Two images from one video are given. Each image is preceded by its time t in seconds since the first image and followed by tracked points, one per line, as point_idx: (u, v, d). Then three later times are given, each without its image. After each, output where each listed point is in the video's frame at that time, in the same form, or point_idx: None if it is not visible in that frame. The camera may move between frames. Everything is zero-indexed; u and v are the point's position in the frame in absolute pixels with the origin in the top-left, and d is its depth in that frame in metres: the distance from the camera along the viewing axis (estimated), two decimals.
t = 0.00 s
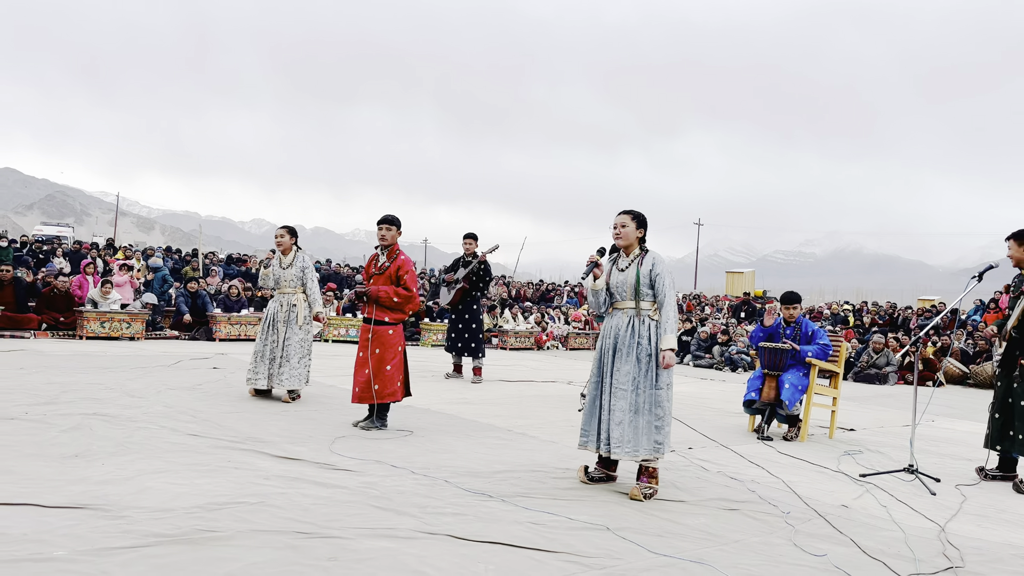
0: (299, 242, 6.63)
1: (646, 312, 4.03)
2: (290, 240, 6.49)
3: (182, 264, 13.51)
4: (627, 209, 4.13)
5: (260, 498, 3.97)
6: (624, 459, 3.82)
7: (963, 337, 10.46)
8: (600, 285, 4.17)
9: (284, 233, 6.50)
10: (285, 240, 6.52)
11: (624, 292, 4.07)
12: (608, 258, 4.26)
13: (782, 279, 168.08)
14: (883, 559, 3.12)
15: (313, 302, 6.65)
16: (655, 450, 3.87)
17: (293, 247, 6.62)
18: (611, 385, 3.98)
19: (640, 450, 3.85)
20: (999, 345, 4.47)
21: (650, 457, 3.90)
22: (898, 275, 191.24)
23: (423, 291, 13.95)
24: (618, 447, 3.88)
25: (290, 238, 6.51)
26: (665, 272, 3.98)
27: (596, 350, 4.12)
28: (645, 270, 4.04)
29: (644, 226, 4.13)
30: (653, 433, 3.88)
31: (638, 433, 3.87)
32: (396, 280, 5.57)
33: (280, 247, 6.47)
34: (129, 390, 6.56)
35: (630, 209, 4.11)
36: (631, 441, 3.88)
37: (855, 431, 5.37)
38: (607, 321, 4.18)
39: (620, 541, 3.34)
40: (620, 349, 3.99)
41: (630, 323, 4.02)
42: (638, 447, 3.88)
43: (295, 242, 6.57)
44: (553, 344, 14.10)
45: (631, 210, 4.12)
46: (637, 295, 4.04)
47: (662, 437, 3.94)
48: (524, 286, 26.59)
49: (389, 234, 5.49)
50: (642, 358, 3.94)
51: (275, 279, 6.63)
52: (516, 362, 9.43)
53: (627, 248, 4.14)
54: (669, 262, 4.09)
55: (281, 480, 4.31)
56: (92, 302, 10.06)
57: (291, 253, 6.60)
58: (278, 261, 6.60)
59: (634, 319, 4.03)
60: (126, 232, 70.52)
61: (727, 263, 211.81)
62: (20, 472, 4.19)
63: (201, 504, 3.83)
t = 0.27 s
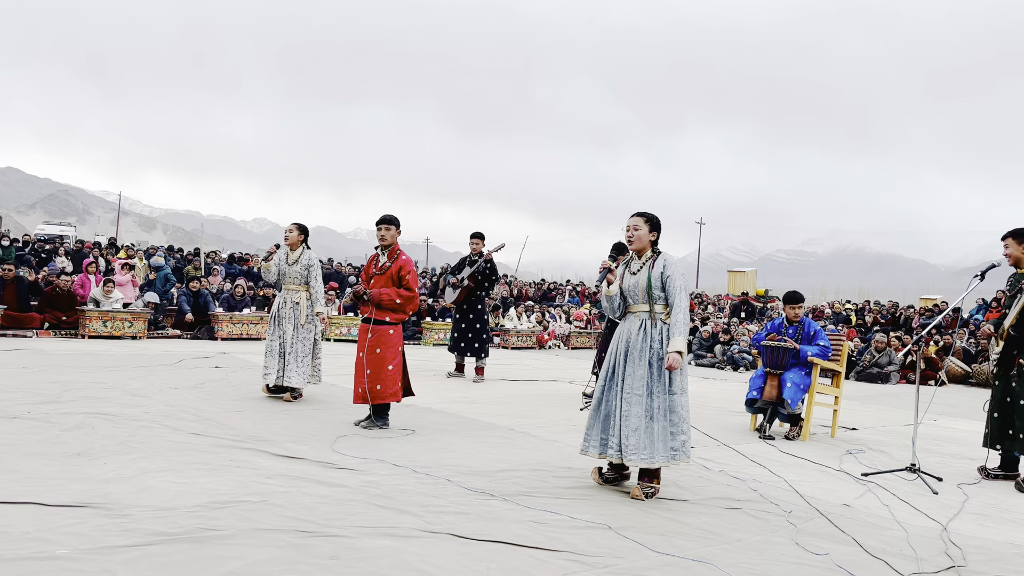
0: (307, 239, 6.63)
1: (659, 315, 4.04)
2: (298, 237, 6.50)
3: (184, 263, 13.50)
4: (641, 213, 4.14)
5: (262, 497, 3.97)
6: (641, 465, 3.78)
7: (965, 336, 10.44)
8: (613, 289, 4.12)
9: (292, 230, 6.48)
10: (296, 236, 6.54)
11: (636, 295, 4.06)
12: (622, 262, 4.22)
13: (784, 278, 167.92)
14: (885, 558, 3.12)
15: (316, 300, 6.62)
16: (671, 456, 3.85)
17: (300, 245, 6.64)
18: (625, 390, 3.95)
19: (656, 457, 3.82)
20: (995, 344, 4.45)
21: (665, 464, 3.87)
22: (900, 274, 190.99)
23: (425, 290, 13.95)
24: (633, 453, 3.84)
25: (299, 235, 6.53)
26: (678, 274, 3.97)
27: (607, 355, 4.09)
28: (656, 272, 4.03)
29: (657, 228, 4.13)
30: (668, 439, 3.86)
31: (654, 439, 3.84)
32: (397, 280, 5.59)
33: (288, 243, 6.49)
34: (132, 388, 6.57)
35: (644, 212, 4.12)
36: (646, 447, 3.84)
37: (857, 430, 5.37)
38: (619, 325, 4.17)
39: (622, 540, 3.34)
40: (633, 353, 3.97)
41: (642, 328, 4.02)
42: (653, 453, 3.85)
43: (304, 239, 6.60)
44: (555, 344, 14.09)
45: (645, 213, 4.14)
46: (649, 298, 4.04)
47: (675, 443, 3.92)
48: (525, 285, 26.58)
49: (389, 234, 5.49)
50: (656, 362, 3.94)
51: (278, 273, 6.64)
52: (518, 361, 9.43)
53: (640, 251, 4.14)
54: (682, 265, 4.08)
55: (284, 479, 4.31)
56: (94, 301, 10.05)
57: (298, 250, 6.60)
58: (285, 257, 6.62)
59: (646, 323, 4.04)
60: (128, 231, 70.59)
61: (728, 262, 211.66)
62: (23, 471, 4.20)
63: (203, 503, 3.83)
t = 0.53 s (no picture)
0: (309, 239, 6.64)
1: (658, 314, 4.02)
2: (299, 236, 6.49)
3: (185, 262, 13.48)
4: (642, 208, 4.11)
5: (263, 496, 3.97)
6: (649, 465, 3.77)
7: (966, 336, 10.43)
8: (613, 286, 4.16)
9: (295, 230, 6.52)
10: (296, 235, 6.53)
11: (637, 293, 4.06)
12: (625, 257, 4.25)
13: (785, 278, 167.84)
14: (886, 558, 3.12)
15: (314, 300, 6.58)
16: (679, 456, 3.85)
17: (303, 245, 6.64)
18: (629, 390, 3.93)
19: (664, 456, 3.82)
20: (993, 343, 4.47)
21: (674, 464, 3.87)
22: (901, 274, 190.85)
23: (425, 289, 13.95)
24: (642, 453, 3.83)
25: (300, 234, 6.53)
26: (678, 273, 3.95)
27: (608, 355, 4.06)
28: (657, 271, 4.02)
29: (659, 225, 4.10)
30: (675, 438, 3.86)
31: (661, 438, 3.84)
32: (399, 279, 5.60)
33: (289, 243, 6.49)
34: (133, 387, 6.57)
35: (644, 208, 4.09)
36: (654, 447, 3.84)
37: (858, 429, 5.36)
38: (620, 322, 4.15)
39: (622, 539, 3.34)
40: (635, 353, 3.96)
41: (643, 326, 4.00)
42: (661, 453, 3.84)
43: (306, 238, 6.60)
44: (556, 343, 14.09)
45: (646, 208, 4.10)
46: (649, 296, 4.03)
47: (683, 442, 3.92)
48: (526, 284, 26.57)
49: (388, 233, 5.49)
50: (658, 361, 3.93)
51: (278, 271, 6.64)
52: (519, 360, 9.43)
53: (642, 247, 4.13)
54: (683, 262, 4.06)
55: (284, 478, 4.32)
56: (95, 300, 10.04)
57: (300, 249, 6.60)
58: (287, 256, 6.63)
59: (646, 321, 4.02)
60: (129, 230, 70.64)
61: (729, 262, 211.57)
62: (24, 469, 4.20)
63: (204, 502, 3.83)
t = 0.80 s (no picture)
0: (308, 240, 6.66)
1: (656, 315, 4.02)
2: (297, 237, 6.51)
3: (186, 261, 13.50)
4: (641, 210, 4.12)
5: (263, 495, 3.98)
6: (644, 466, 3.76)
7: (967, 336, 10.43)
8: (611, 286, 4.19)
9: (292, 231, 6.52)
10: (294, 236, 6.55)
11: (634, 295, 4.06)
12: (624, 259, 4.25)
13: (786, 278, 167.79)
14: (886, 557, 3.12)
15: (311, 301, 6.56)
16: (673, 457, 3.85)
17: (301, 245, 6.64)
18: (625, 390, 3.94)
19: (659, 458, 3.81)
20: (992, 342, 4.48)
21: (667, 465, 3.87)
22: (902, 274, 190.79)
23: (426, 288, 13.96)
24: (635, 453, 3.82)
25: (297, 236, 6.54)
26: (676, 276, 3.93)
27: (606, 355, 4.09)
28: (655, 273, 4.01)
29: (657, 226, 4.10)
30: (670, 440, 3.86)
31: (655, 439, 3.84)
32: (398, 279, 5.60)
33: (287, 243, 6.52)
34: (133, 386, 6.58)
35: (644, 210, 4.10)
36: (649, 448, 3.83)
37: (859, 429, 5.36)
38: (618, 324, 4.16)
39: (622, 539, 3.34)
40: (631, 353, 3.97)
41: (640, 328, 4.01)
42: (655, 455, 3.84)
43: (303, 239, 6.61)
44: (556, 342, 14.10)
45: (646, 210, 4.11)
46: (647, 298, 4.02)
47: (678, 443, 3.93)
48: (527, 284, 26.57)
49: (385, 232, 5.51)
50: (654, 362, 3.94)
51: (277, 272, 6.66)
52: (519, 360, 9.43)
53: (641, 249, 4.12)
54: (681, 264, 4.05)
55: (285, 477, 4.32)
56: (96, 299, 10.05)
57: (298, 250, 6.61)
58: (285, 257, 6.64)
59: (644, 322, 4.03)
60: (130, 229, 70.66)
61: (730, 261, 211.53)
62: (25, 468, 4.20)
63: (204, 501, 3.84)
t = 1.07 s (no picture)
0: (301, 237, 6.63)
1: (645, 312, 4.02)
2: (291, 235, 6.50)
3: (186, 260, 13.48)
4: (641, 207, 4.11)
5: (262, 495, 3.97)
6: (625, 461, 3.79)
7: (966, 336, 10.43)
8: (601, 278, 4.18)
9: (286, 227, 6.54)
10: (288, 232, 6.56)
11: (624, 291, 4.07)
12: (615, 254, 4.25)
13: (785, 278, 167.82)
14: (886, 558, 3.12)
15: (305, 298, 6.56)
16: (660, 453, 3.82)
17: (295, 242, 6.62)
18: (612, 386, 3.97)
19: (644, 453, 3.81)
20: (991, 342, 4.46)
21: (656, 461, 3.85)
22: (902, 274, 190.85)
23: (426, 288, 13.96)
24: (620, 448, 3.86)
25: (291, 231, 6.51)
26: (667, 274, 3.93)
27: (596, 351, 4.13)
28: (646, 270, 4.02)
29: (654, 225, 4.11)
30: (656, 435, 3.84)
31: (639, 435, 3.84)
32: (393, 278, 5.59)
33: (282, 240, 6.55)
34: (133, 386, 6.57)
35: (643, 207, 4.09)
36: (633, 443, 3.85)
37: (858, 430, 5.36)
38: (609, 320, 4.18)
39: (622, 539, 3.34)
40: (619, 350, 3.99)
41: (628, 324, 4.02)
42: (641, 450, 3.85)
43: (297, 235, 6.59)
44: (556, 343, 14.09)
45: (645, 208, 4.10)
46: (637, 295, 4.03)
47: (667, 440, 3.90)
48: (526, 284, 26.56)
49: (380, 231, 5.50)
50: (641, 358, 3.94)
51: (269, 267, 6.58)
52: (519, 360, 9.42)
53: (635, 246, 4.12)
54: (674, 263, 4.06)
55: (284, 477, 4.32)
56: (95, 299, 10.05)
57: (291, 247, 6.59)
58: (277, 253, 6.60)
59: (633, 319, 4.03)
60: (130, 229, 70.62)
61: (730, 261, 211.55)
62: (23, 468, 4.20)
63: (203, 501, 3.84)
